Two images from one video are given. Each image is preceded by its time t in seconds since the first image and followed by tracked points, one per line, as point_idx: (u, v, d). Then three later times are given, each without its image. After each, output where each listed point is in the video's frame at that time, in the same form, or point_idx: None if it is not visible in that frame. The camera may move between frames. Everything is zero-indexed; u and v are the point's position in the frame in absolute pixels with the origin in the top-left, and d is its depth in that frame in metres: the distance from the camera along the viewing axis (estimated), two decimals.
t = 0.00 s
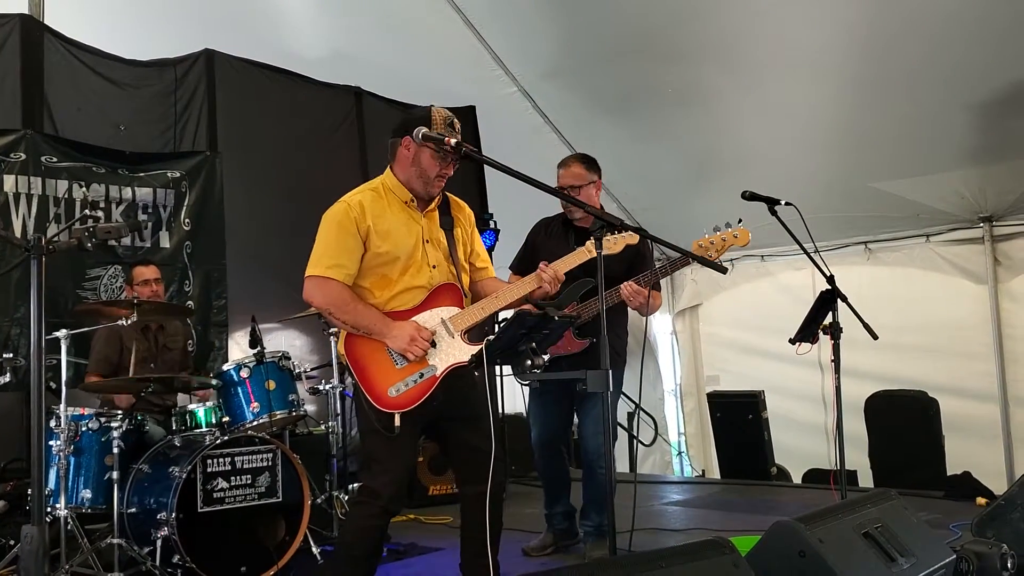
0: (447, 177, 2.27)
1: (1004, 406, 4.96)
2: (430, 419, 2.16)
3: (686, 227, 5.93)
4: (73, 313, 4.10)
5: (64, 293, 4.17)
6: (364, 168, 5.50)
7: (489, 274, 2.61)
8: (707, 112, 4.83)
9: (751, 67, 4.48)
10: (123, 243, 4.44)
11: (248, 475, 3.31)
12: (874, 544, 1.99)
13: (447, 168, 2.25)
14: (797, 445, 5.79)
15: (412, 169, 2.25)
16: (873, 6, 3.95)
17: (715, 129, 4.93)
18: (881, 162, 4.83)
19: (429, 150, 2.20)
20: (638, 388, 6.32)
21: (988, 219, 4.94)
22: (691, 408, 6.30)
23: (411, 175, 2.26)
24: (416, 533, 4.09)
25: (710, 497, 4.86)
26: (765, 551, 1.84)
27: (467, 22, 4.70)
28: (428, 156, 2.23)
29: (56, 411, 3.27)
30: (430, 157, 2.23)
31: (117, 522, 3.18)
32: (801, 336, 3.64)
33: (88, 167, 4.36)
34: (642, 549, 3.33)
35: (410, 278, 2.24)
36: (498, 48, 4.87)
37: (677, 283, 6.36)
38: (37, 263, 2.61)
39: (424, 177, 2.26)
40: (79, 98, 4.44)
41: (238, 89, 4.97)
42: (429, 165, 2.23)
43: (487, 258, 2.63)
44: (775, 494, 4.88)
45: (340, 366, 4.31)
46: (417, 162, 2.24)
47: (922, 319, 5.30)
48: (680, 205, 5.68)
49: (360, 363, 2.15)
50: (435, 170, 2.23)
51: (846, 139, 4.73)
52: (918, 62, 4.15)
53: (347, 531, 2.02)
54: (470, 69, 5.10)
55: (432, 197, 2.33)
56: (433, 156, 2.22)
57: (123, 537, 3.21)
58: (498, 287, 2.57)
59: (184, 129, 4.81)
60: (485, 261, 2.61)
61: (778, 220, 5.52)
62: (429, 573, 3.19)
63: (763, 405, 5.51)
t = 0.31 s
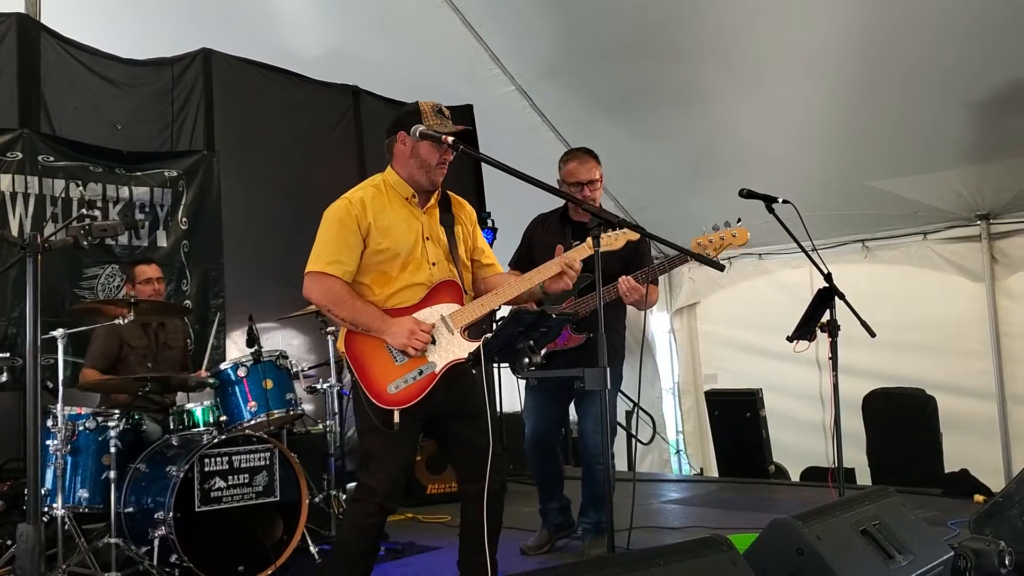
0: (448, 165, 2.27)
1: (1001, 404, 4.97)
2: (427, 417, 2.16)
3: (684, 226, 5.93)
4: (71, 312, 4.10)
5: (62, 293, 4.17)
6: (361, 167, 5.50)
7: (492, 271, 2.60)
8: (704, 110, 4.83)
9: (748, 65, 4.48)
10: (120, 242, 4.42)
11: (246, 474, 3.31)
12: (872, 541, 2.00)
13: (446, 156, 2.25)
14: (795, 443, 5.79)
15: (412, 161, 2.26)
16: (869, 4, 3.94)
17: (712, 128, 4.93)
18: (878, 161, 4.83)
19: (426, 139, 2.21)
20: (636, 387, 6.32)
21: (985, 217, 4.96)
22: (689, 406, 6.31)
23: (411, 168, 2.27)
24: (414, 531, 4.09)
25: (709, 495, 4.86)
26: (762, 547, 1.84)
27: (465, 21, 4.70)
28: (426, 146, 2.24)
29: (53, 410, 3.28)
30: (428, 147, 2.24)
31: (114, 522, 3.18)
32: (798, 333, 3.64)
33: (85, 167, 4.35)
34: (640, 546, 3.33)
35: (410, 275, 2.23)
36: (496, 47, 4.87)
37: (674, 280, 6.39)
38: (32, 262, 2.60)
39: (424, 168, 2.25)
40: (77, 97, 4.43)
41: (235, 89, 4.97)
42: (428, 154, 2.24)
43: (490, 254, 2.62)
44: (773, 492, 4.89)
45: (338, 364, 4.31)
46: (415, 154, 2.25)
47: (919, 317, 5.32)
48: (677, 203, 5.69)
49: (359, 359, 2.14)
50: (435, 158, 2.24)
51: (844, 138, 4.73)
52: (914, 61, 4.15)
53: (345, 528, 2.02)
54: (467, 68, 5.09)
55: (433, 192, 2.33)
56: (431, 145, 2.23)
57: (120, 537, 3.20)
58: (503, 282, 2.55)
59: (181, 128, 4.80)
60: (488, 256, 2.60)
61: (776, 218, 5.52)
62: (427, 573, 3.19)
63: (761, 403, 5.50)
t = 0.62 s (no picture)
0: (445, 168, 2.24)
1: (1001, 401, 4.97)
2: (426, 415, 2.16)
3: (683, 224, 5.93)
4: (71, 312, 4.10)
5: (61, 293, 4.16)
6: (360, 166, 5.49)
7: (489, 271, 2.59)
8: (703, 108, 4.82)
9: (746, 64, 4.48)
10: (119, 242, 4.42)
11: (245, 474, 3.30)
12: (872, 539, 1.99)
13: (444, 159, 2.22)
14: (794, 441, 5.79)
15: (410, 165, 2.24)
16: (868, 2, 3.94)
17: (711, 126, 4.93)
18: (877, 158, 4.83)
19: (423, 143, 2.18)
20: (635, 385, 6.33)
21: (985, 215, 4.96)
22: (689, 405, 6.31)
23: (410, 171, 2.25)
24: (414, 530, 4.09)
25: (709, 493, 4.86)
26: (766, 547, 1.84)
27: (463, 20, 4.69)
28: (423, 150, 2.21)
29: (52, 410, 3.27)
30: (425, 150, 2.21)
31: (113, 521, 3.17)
32: (799, 331, 3.62)
33: (84, 166, 4.34)
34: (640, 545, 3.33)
35: (406, 275, 2.23)
36: (493, 46, 4.87)
37: (673, 280, 6.38)
38: (31, 262, 2.59)
39: (421, 173, 2.24)
40: (75, 97, 4.42)
41: (234, 88, 4.96)
42: (425, 158, 2.21)
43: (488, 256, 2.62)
44: (773, 490, 4.89)
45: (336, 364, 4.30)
46: (412, 158, 2.23)
47: (918, 315, 5.32)
48: (677, 201, 5.69)
49: (354, 359, 2.15)
50: (432, 163, 2.21)
51: (842, 135, 4.73)
52: (912, 59, 4.15)
53: (344, 527, 2.02)
54: (466, 67, 5.09)
55: (431, 194, 2.32)
56: (428, 149, 2.20)
57: (120, 536, 3.19)
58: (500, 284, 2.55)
59: (180, 128, 4.80)
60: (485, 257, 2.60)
61: (775, 216, 5.52)
62: (427, 572, 3.18)
63: (760, 401, 5.51)
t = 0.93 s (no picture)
0: (444, 170, 2.24)
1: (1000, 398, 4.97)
2: (424, 413, 2.15)
3: (683, 221, 5.93)
4: (70, 310, 4.09)
5: (60, 291, 4.16)
6: (359, 163, 5.49)
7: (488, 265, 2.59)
8: (703, 106, 4.81)
9: (745, 61, 4.47)
10: (118, 240, 4.41)
11: (244, 472, 3.31)
12: (873, 536, 1.99)
13: (443, 162, 2.23)
14: (794, 438, 5.79)
15: (407, 164, 2.24)
16: None
17: (709, 123, 4.92)
18: (877, 155, 4.83)
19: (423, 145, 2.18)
20: (635, 382, 6.32)
21: (984, 211, 4.96)
22: (689, 402, 6.32)
23: (406, 170, 2.25)
24: (414, 528, 4.09)
25: (708, 490, 4.86)
26: (767, 542, 1.84)
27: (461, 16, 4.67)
28: (422, 150, 2.20)
29: (51, 409, 3.27)
30: (424, 152, 2.20)
31: (113, 520, 3.17)
32: (798, 328, 3.61)
33: (82, 164, 4.34)
34: (639, 542, 3.33)
35: (403, 271, 2.23)
36: (492, 43, 4.85)
37: (674, 277, 6.39)
38: (29, 259, 2.58)
39: (419, 173, 2.24)
40: (72, 95, 4.41)
41: (232, 86, 4.94)
42: (422, 160, 2.21)
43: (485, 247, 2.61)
44: (773, 487, 4.89)
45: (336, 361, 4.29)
46: (411, 158, 2.23)
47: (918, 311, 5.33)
48: (676, 198, 5.68)
49: (350, 354, 2.14)
50: (430, 164, 2.22)
51: (842, 132, 4.73)
52: (911, 55, 4.14)
53: (344, 524, 2.01)
54: (466, 64, 5.07)
55: (430, 192, 2.31)
56: (426, 150, 2.20)
57: (120, 535, 3.19)
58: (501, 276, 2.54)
59: (179, 126, 4.79)
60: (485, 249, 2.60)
61: (775, 212, 5.52)
62: (427, 569, 3.18)
63: (761, 400, 5.55)
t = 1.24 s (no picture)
0: (445, 166, 2.23)
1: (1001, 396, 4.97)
2: (424, 411, 2.15)
3: (683, 220, 5.92)
4: (70, 310, 4.09)
5: (60, 290, 4.16)
6: (359, 162, 5.48)
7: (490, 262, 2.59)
8: (703, 104, 4.81)
9: (746, 59, 4.47)
10: (119, 239, 4.40)
11: (245, 471, 3.31)
12: (874, 535, 1.98)
13: (445, 158, 2.21)
14: (795, 437, 5.78)
15: (409, 162, 2.23)
16: None
17: (709, 121, 4.92)
18: (878, 153, 4.82)
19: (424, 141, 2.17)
20: (635, 382, 6.31)
21: (985, 210, 4.97)
22: (689, 401, 6.30)
23: (408, 168, 2.24)
24: (414, 528, 4.08)
25: (709, 490, 4.85)
26: (767, 540, 1.84)
27: (462, 14, 4.66)
28: (425, 148, 2.20)
29: (51, 409, 3.27)
30: (426, 148, 2.20)
31: (113, 519, 3.17)
32: (799, 327, 3.60)
33: (83, 164, 4.33)
34: (640, 541, 3.33)
35: (406, 271, 2.22)
36: (492, 42, 4.84)
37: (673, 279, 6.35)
38: (28, 258, 2.58)
39: (421, 170, 2.23)
40: (72, 94, 4.41)
41: (231, 85, 4.93)
42: (425, 156, 2.20)
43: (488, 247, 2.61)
44: (773, 486, 4.88)
45: (336, 361, 4.29)
46: (412, 156, 2.22)
47: (918, 310, 5.33)
48: (677, 197, 5.68)
49: (352, 353, 2.13)
50: (431, 161, 2.20)
51: (843, 130, 4.72)
52: (913, 53, 4.13)
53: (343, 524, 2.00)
54: (466, 63, 5.06)
55: (433, 190, 2.30)
56: (428, 147, 2.19)
57: (120, 535, 3.19)
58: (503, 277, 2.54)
59: (179, 126, 4.78)
60: (485, 248, 2.58)
61: (776, 211, 5.51)
62: (428, 568, 3.18)
63: (760, 397, 5.49)
